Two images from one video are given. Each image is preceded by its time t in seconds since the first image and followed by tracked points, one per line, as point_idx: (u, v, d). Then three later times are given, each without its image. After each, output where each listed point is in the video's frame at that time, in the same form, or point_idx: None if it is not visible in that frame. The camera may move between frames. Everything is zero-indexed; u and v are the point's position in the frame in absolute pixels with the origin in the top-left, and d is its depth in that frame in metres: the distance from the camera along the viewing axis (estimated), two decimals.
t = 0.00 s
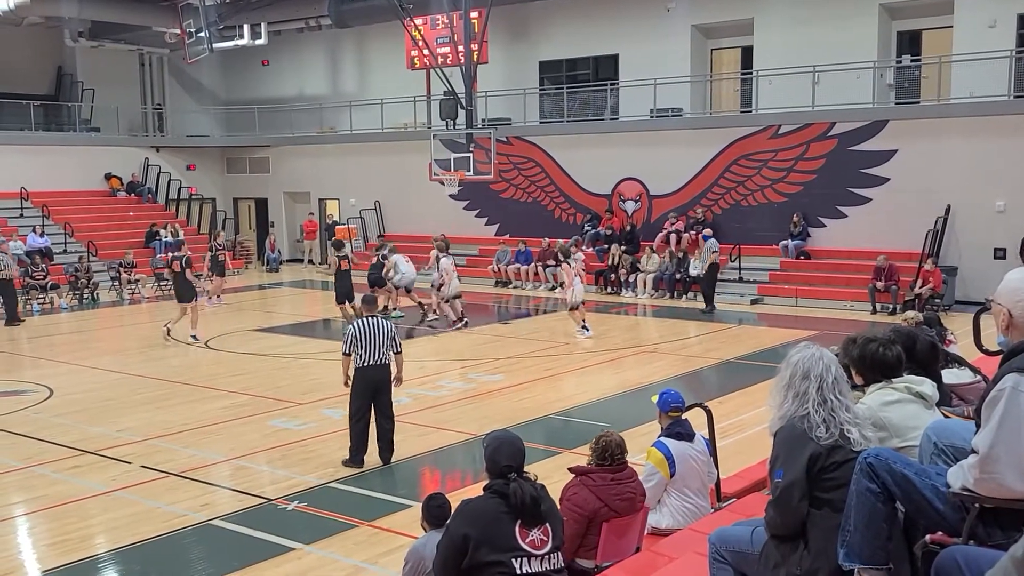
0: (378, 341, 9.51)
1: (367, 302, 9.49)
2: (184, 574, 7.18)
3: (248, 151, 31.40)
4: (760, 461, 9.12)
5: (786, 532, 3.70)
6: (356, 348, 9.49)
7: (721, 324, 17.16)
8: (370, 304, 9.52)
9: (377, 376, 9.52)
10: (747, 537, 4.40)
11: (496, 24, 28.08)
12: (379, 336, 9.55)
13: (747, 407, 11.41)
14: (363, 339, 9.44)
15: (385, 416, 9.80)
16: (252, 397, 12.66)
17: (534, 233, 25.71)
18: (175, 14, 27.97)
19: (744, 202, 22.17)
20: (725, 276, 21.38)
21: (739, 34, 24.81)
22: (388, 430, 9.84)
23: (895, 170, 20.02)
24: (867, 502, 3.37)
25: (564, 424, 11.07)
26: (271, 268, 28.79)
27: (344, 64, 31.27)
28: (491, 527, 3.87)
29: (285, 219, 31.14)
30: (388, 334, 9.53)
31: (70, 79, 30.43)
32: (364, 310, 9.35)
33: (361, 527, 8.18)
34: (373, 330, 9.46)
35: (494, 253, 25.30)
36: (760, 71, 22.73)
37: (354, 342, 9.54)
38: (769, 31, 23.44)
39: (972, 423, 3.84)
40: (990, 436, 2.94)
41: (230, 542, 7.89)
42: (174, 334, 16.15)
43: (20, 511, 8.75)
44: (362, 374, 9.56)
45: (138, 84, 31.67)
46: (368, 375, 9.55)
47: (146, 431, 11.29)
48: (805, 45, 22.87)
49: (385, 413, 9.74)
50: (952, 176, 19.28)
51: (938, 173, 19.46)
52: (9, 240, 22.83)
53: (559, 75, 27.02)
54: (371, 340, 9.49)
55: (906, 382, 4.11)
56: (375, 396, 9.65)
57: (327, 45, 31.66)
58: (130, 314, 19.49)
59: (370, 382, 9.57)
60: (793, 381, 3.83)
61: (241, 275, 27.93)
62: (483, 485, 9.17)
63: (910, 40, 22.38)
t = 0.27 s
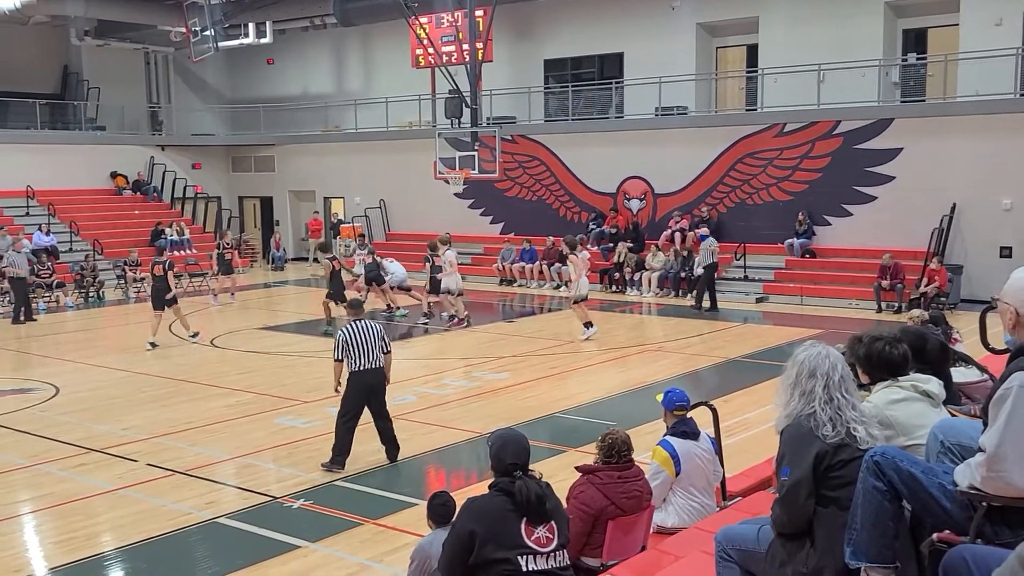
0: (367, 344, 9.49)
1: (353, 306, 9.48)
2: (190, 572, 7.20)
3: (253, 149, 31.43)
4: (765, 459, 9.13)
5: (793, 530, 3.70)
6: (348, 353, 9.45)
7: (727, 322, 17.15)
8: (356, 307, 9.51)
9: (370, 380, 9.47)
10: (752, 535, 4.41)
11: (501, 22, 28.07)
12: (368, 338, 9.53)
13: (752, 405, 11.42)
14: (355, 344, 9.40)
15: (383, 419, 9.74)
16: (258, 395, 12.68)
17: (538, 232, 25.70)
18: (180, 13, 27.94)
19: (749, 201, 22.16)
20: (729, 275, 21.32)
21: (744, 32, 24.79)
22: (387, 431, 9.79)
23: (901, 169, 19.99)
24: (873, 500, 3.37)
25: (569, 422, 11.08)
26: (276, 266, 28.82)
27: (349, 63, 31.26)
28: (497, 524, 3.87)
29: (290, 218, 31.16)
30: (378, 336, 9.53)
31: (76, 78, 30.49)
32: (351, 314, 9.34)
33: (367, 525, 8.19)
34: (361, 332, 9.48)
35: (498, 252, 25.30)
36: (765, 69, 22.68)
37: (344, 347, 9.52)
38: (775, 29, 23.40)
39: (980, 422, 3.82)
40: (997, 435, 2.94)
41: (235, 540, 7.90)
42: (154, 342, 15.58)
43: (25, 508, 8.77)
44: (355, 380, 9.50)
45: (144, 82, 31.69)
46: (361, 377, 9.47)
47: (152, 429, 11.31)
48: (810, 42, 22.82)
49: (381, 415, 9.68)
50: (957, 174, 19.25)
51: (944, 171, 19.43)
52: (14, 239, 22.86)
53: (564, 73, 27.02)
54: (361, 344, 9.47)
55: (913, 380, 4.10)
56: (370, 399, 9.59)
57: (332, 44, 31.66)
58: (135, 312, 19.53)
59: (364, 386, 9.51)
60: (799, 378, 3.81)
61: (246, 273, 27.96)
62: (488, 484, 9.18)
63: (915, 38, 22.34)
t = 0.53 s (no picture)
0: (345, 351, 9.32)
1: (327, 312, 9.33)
2: (201, 571, 7.20)
3: (263, 149, 31.50)
4: (776, 459, 9.12)
5: (805, 530, 3.69)
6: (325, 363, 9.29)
7: (737, 322, 17.13)
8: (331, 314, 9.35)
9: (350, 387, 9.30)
10: (765, 534, 4.42)
11: (511, 22, 28.11)
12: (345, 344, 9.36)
13: (763, 405, 11.41)
14: (331, 353, 9.22)
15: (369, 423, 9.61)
16: (267, 394, 12.70)
17: (548, 232, 25.70)
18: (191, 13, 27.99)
19: (759, 200, 22.13)
20: (739, 275, 21.27)
21: (753, 32, 24.77)
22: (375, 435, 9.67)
23: (911, 168, 19.94)
24: (885, 499, 3.36)
25: (579, 421, 11.09)
26: (286, 266, 28.85)
27: (358, 62, 31.29)
28: (508, 524, 3.88)
29: (300, 217, 31.22)
30: (355, 342, 9.37)
31: (87, 77, 30.61)
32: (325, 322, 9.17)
33: (377, 524, 8.21)
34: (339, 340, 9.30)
35: (508, 251, 25.32)
36: (775, 69, 22.63)
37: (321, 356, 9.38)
38: (784, 29, 23.37)
39: (993, 422, 3.81)
40: (1011, 436, 2.94)
41: (246, 538, 7.92)
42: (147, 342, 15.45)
43: (37, 507, 8.80)
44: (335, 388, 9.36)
45: (155, 82, 31.78)
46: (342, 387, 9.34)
47: (163, 427, 11.34)
48: (820, 42, 22.78)
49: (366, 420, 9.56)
50: (968, 174, 19.20)
51: (954, 171, 19.38)
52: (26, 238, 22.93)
53: (573, 72, 27.03)
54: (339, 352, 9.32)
55: (925, 380, 4.09)
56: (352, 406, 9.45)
57: (341, 44, 31.71)
58: (146, 311, 19.59)
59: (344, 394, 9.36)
60: (812, 378, 3.80)
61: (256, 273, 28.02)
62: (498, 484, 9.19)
63: (926, 38, 22.29)
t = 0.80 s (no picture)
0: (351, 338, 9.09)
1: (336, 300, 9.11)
2: (239, 567, 7.27)
3: (301, 149, 31.77)
4: (814, 461, 9.03)
5: (846, 532, 3.67)
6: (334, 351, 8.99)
7: (773, 323, 16.99)
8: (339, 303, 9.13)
9: (359, 379, 9.06)
10: (805, 535, 4.37)
11: (546, 22, 28.14)
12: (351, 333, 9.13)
13: (801, 406, 11.31)
14: (343, 340, 8.96)
15: (364, 424, 9.36)
16: (304, 392, 12.80)
17: (583, 231, 25.66)
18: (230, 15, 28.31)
19: (798, 200, 21.95)
20: (776, 275, 21.09)
21: (791, 30, 24.58)
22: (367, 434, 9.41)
23: (953, 167, 19.67)
24: (928, 502, 3.23)
25: (613, 422, 11.06)
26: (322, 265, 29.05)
27: (395, 63, 31.46)
28: (543, 522, 3.88)
29: (336, 217, 31.45)
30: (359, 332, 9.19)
31: (128, 78, 31.06)
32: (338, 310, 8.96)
33: (413, 521, 8.23)
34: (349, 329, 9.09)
35: (543, 251, 25.33)
36: (813, 67, 22.44)
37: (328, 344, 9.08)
38: (822, 27, 23.17)
39: None
40: None
41: (283, 534, 7.99)
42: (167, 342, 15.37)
43: (79, 501, 8.94)
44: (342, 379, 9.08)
45: (194, 84, 32.18)
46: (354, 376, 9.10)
47: (201, 424, 11.47)
48: (860, 39, 22.54)
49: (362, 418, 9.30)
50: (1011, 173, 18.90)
51: (997, 170, 19.09)
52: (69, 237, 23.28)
53: (609, 72, 26.99)
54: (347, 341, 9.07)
55: (969, 382, 4.04)
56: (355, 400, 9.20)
57: (378, 45, 31.91)
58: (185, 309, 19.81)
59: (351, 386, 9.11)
60: (853, 379, 3.77)
61: (293, 272, 28.24)
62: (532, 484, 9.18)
63: (968, 35, 22.00)
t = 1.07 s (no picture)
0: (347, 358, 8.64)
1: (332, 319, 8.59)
2: (281, 563, 7.35)
3: (342, 149, 32.01)
4: (859, 463, 8.92)
5: (893, 535, 3.57)
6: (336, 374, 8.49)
7: (816, 324, 16.81)
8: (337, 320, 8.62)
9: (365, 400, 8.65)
10: (851, 539, 4.32)
11: (587, 21, 28.10)
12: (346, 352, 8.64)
13: (845, 409, 11.18)
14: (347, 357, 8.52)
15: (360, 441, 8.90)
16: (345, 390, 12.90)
17: (624, 231, 25.58)
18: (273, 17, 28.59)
19: (841, 200, 21.72)
20: (819, 276, 20.86)
21: (836, 28, 24.31)
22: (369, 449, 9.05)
23: (1000, 167, 19.34)
24: (979, 507, 3.16)
25: (654, 422, 11.02)
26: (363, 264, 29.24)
27: (435, 64, 31.63)
28: (584, 522, 3.87)
29: (377, 216, 31.65)
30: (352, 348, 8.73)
31: (174, 79, 31.52)
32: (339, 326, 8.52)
33: (453, 520, 8.26)
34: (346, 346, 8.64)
35: (583, 251, 25.29)
36: (857, 66, 22.18)
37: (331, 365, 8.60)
38: (867, 25, 22.89)
39: None
40: None
41: (324, 531, 8.05)
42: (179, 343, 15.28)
43: (125, 496, 9.08)
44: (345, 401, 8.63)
45: (238, 85, 32.57)
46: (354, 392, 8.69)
47: (244, 421, 11.60)
48: (904, 37, 22.27)
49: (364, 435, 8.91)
50: None
51: None
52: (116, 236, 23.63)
53: (650, 71, 26.88)
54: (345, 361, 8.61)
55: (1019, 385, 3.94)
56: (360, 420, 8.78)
57: (418, 45, 32.07)
58: (228, 308, 20.04)
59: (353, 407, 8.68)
60: (900, 381, 3.67)
61: (335, 271, 28.45)
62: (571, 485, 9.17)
63: (1017, 32, 21.63)
